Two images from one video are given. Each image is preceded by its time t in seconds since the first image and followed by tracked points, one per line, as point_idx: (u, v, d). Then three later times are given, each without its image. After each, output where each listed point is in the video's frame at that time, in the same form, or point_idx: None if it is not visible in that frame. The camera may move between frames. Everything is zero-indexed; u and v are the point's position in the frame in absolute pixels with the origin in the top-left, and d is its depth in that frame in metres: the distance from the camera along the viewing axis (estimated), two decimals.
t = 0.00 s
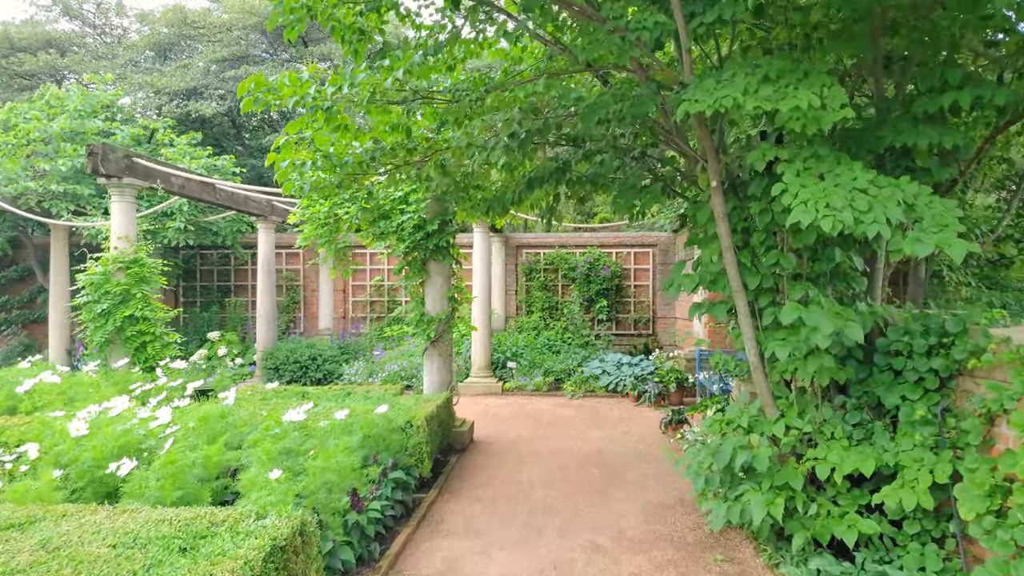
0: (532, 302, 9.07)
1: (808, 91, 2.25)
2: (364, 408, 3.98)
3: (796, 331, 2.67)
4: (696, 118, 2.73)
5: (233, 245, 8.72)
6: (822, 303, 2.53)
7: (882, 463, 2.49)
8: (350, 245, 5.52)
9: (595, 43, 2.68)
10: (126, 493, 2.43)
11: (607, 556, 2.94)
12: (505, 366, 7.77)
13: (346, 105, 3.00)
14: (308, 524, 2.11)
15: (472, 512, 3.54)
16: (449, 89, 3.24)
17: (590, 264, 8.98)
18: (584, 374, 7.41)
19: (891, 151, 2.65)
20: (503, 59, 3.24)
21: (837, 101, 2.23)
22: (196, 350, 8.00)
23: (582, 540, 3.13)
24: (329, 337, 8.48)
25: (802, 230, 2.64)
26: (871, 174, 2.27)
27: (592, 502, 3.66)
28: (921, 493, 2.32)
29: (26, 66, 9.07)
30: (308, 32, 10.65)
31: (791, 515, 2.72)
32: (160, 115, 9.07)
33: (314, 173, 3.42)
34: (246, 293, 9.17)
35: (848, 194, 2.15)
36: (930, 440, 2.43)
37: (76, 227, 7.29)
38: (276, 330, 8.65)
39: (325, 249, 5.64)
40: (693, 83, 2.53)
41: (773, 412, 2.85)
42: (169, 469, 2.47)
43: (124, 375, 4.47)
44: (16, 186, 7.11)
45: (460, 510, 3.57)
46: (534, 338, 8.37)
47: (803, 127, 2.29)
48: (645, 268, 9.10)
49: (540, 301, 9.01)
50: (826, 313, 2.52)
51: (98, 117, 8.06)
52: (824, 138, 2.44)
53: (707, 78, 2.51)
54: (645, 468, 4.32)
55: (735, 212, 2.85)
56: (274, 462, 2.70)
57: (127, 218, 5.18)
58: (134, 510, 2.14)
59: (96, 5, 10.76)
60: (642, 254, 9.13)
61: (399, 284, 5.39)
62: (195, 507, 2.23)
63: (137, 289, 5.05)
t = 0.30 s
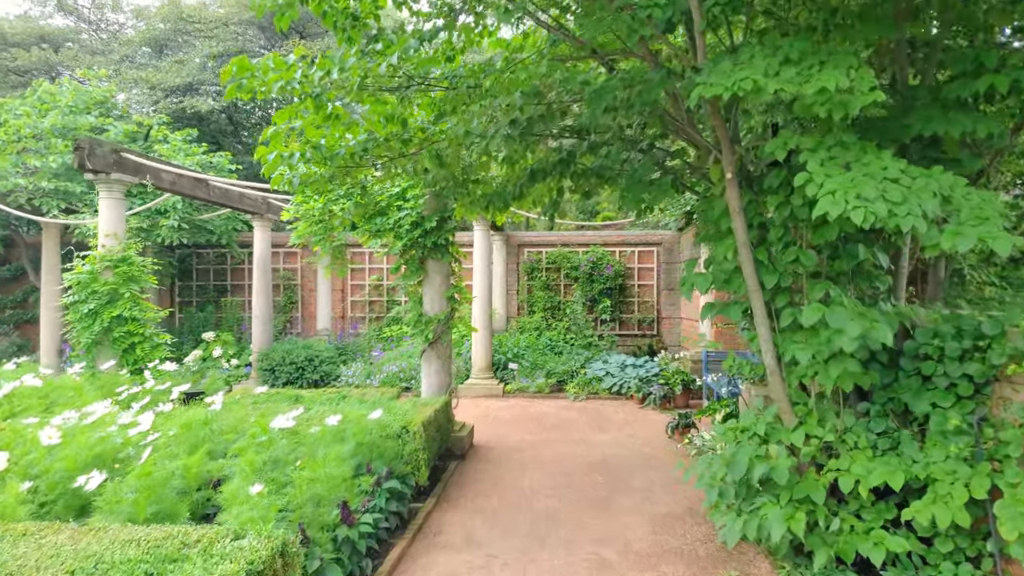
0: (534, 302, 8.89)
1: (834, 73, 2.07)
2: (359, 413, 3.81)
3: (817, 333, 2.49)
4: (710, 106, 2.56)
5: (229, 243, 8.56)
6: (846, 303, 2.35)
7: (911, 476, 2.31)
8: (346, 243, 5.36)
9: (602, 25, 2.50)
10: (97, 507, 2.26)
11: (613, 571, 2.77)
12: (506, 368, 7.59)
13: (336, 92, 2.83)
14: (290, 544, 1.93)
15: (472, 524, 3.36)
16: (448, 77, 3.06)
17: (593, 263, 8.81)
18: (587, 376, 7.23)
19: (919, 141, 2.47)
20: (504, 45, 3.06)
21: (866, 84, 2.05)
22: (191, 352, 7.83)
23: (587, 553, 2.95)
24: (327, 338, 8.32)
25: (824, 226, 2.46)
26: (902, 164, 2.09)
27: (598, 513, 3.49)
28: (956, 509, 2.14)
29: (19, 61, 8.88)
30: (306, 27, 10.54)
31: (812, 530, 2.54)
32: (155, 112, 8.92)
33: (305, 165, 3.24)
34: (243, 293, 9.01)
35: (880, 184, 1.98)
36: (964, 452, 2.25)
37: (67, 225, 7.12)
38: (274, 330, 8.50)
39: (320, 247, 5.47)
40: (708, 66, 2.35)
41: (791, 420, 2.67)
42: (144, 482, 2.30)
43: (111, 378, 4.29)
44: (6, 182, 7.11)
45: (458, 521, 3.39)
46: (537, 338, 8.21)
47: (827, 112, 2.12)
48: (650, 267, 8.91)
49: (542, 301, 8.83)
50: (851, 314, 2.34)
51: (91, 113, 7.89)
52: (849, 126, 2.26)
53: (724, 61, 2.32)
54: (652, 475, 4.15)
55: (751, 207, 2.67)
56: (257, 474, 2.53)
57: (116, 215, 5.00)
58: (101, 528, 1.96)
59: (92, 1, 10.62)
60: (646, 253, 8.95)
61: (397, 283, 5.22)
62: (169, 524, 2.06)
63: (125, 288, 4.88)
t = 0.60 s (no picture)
0: (535, 302, 8.72)
1: (863, 53, 1.89)
2: (352, 419, 3.64)
3: (840, 337, 2.32)
4: (725, 93, 2.39)
5: (225, 242, 8.40)
6: (872, 304, 2.18)
7: (944, 491, 2.13)
8: (341, 242, 5.19)
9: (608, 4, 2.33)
10: (62, 525, 2.09)
11: None
12: (508, 370, 7.42)
13: (325, 80, 2.64)
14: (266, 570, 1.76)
15: (471, 537, 3.19)
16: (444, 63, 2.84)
17: (596, 263, 8.63)
18: (590, 378, 7.05)
19: (950, 130, 2.30)
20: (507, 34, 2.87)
21: (897, 65, 1.87)
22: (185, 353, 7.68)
23: (592, 570, 2.78)
24: (325, 339, 8.15)
25: (847, 220, 2.28)
26: (936, 152, 1.91)
27: (603, 525, 3.31)
28: (995, 529, 1.96)
29: (11, 57, 8.75)
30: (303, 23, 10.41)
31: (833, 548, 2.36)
32: (150, 108, 8.77)
33: (293, 159, 3.07)
34: (240, 293, 8.86)
35: (915, 173, 1.80)
36: (1002, 466, 2.07)
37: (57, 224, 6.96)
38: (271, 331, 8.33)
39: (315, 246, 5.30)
40: (723, 48, 2.18)
41: (811, 430, 2.49)
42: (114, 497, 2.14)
43: (95, 382, 4.13)
44: None
45: (455, 534, 3.22)
46: (539, 339, 8.03)
47: (855, 97, 1.95)
48: (654, 267, 8.72)
49: (544, 301, 8.66)
50: (877, 316, 2.16)
51: (83, 110, 7.73)
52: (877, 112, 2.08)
53: (740, 41, 2.15)
54: (659, 484, 3.98)
55: (766, 201, 2.49)
56: (238, 488, 2.36)
57: (104, 212, 4.85)
58: (60, 553, 1.79)
59: None
60: (651, 252, 8.76)
61: (394, 283, 5.05)
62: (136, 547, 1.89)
63: (112, 289, 4.72)
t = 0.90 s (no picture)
0: (536, 301, 8.55)
1: (895, 26, 1.72)
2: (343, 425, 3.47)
3: (864, 337, 2.14)
4: (740, 74, 2.22)
5: (219, 240, 8.24)
6: (901, 302, 2.01)
7: (979, 505, 1.96)
8: (335, 239, 5.03)
9: None
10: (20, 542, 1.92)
11: None
12: (508, 371, 7.25)
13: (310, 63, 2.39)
14: None
15: (468, 548, 3.02)
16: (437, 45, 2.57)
17: (598, 262, 8.46)
18: (593, 379, 6.88)
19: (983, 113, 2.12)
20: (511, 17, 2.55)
21: (934, 39, 1.70)
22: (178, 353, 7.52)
23: None
24: (322, 339, 7.99)
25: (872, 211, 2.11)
26: (975, 135, 1.74)
27: (607, 535, 3.14)
28: None
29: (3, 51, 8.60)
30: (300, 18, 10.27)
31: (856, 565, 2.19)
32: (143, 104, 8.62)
33: (278, 149, 2.89)
34: (235, 292, 8.70)
35: (955, 157, 1.62)
36: None
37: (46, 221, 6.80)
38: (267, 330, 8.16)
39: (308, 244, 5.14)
40: (739, 24, 2.00)
41: (831, 437, 2.32)
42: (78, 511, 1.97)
43: (77, 383, 3.97)
44: None
45: (451, 545, 3.05)
46: (539, 340, 7.86)
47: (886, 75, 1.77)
48: (657, 266, 8.55)
49: (544, 301, 8.49)
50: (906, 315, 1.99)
51: (74, 105, 7.58)
52: (907, 93, 1.91)
53: (758, 16, 1.97)
54: (664, 491, 3.84)
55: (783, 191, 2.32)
56: (216, 500, 2.19)
57: (89, 208, 4.70)
58: None
59: None
60: (654, 251, 8.59)
61: (389, 282, 4.88)
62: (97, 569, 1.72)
63: (98, 287, 4.55)
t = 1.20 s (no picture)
0: (538, 302, 8.40)
1: None
2: (334, 433, 3.31)
3: (892, 343, 1.98)
4: (758, 59, 2.05)
5: (214, 240, 8.08)
6: (933, 305, 1.84)
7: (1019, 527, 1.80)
8: (329, 238, 4.87)
9: None
10: None
11: None
12: (508, 373, 7.09)
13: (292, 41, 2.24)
14: None
15: (465, 564, 2.87)
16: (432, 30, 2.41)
17: (601, 262, 8.30)
18: (595, 382, 6.72)
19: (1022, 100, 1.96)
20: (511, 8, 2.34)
21: (978, 13, 1.54)
22: (172, 355, 7.36)
23: None
24: (319, 341, 7.84)
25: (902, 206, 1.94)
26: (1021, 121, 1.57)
27: (613, 550, 2.99)
28: None
29: None
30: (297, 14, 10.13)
31: None
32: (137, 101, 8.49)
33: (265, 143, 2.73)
34: (231, 293, 8.55)
35: (1002, 144, 1.46)
36: None
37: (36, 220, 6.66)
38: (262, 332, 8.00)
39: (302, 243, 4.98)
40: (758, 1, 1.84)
41: (854, 449, 2.16)
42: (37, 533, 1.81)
43: (59, 388, 3.81)
44: None
45: (447, 561, 2.89)
46: (541, 342, 7.69)
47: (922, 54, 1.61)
48: (661, 266, 8.39)
49: (546, 301, 8.34)
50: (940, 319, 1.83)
51: (65, 101, 7.45)
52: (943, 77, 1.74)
53: None
54: (671, 501, 3.69)
55: (803, 185, 2.15)
56: (190, 520, 2.03)
57: (76, 206, 4.54)
58: None
59: None
60: (657, 251, 8.42)
61: (385, 282, 4.72)
62: None
63: (83, 288, 4.40)
